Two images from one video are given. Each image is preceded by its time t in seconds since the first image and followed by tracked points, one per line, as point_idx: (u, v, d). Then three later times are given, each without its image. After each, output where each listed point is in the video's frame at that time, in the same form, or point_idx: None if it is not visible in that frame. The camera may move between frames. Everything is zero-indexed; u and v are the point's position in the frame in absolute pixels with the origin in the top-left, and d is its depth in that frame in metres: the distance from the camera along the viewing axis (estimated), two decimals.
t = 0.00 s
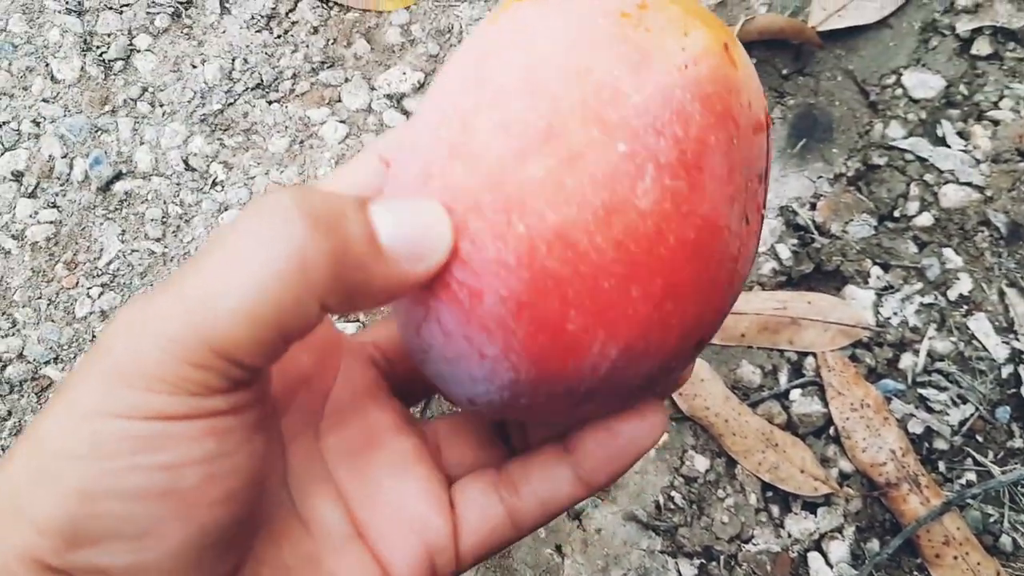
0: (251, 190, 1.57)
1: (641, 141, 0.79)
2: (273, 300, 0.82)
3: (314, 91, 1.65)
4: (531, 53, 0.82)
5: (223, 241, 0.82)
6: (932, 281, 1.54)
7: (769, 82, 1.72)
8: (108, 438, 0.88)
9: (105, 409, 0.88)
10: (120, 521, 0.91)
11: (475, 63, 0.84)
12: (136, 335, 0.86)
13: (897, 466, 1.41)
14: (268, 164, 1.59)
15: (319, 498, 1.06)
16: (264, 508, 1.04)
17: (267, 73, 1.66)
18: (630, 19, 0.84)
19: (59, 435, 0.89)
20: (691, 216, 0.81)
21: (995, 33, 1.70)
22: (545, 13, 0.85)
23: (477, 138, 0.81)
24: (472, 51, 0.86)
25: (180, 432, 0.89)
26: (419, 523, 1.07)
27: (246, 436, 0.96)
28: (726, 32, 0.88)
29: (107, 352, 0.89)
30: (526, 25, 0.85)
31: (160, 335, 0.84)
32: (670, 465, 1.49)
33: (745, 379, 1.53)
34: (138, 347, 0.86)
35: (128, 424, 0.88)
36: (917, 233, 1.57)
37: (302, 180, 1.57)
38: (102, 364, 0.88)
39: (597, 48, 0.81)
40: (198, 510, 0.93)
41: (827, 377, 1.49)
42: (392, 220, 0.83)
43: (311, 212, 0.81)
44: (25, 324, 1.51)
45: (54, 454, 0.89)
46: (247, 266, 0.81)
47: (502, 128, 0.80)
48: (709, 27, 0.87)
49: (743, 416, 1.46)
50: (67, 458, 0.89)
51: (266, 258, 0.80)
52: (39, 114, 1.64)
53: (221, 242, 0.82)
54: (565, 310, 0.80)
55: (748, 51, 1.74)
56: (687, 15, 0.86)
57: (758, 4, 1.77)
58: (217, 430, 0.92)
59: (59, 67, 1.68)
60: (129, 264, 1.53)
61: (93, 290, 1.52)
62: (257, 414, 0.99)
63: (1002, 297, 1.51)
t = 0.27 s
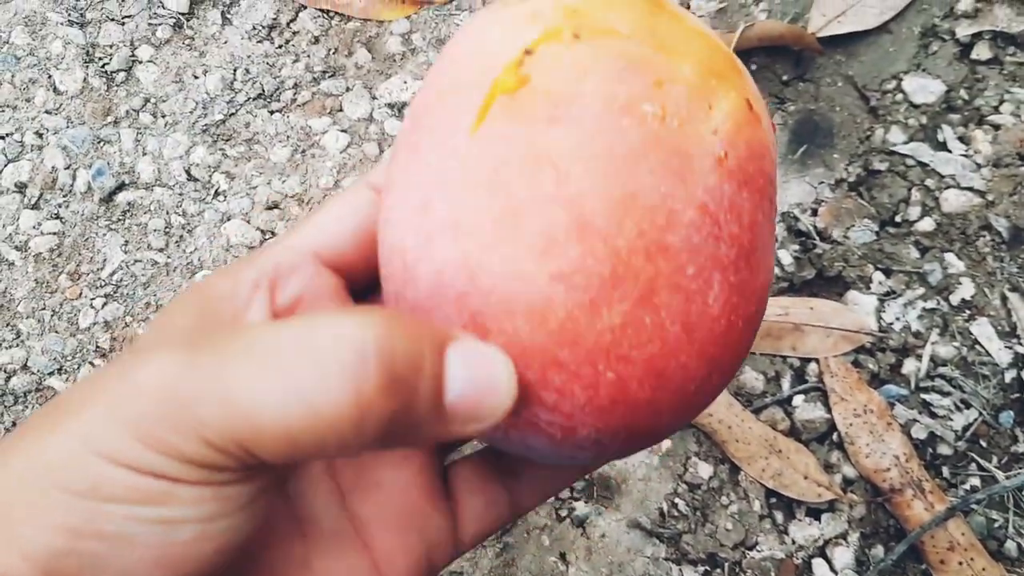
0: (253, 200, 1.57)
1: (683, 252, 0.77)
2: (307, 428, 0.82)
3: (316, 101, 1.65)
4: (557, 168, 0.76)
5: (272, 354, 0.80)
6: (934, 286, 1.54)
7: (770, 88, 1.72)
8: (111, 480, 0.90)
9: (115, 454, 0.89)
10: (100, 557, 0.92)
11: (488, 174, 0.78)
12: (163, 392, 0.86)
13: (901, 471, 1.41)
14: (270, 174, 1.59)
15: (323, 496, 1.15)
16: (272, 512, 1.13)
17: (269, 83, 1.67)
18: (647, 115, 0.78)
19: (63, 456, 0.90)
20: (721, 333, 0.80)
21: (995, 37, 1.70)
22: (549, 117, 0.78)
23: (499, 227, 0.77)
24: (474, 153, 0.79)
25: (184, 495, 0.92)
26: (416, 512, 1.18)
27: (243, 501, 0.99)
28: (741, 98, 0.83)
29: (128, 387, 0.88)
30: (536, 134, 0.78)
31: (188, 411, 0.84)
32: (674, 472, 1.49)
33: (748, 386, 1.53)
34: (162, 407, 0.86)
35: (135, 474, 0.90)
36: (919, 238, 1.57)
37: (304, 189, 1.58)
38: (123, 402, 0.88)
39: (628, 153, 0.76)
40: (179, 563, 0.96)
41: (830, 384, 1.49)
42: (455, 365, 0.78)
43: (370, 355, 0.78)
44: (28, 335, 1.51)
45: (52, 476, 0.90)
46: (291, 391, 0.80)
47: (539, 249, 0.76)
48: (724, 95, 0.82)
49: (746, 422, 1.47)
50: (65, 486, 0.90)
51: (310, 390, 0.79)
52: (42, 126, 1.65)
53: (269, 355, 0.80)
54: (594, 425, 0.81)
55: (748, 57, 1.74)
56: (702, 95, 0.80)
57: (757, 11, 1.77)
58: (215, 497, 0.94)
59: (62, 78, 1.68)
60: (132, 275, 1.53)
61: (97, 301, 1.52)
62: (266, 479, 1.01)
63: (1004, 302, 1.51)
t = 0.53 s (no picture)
0: (252, 210, 1.57)
1: (716, 362, 0.78)
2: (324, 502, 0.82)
3: (314, 109, 1.65)
4: (597, 308, 0.75)
5: (303, 421, 0.81)
6: (937, 291, 1.53)
7: (769, 94, 1.71)
8: (107, 510, 0.90)
9: (117, 487, 0.89)
10: None
11: (524, 315, 0.76)
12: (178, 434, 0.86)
13: (904, 478, 1.41)
14: (269, 183, 1.59)
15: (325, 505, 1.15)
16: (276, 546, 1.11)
17: (267, 92, 1.67)
18: (688, 244, 0.76)
19: (61, 477, 0.90)
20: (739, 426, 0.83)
21: (995, 41, 1.69)
22: (589, 256, 0.76)
23: (532, 348, 0.76)
24: (506, 282, 0.77)
25: (179, 536, 0.91)
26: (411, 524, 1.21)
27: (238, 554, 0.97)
28: (777, 209, 0.82)
29: (138, 419, 0.88)
30: (575, 275, 0.76)
31: (204, 461, 0.85)
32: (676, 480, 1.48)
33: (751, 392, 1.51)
34: (173, 447, 0.86)
35: (133, 507, 0.90)
36: (920, 243, 1.56)
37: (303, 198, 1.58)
38: (132, 433, 0.88)
39: (671, 291, 0.76)
40: None
41: (832, 390, 1.48)
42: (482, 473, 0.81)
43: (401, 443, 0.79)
44: (29, 347, 1.51)
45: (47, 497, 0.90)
46: (314, 463, 0.80)
47: (577, 381, 0.76)
48: (761, 212, 0.81)
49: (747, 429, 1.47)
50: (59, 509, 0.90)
51: (336, 465, 0.80)
52: (41, 136, 1.65)
53: (299, 422, 0.81)
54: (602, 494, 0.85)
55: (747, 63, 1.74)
56: (740, 216, 0.79)
57: (756, 17, 1.77)
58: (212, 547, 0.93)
59: (60, 89, 1.68)
60: (132, 285, 1.53)
61: (97, 311, 1.52)
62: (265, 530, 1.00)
63: (1006, 306, 1.51)
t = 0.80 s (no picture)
0: (244, 219, 1.57)
1: (711, 444, 0.84)
2: (295, 536, 0.89)
3: (308, 117, 1.65)
4: (589, 407, 0.79)
5: (286, 460, 0.88)
6: (939, 297, 1.51)
7: (768, 98, 1.68)
8: (77, 531, 0.93)
9: (89, 508, 0.93)
10: None
11: (516, 410, 0.80)
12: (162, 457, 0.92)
13: (907, 487, 1.38)
14: (261, 193, 1.59)
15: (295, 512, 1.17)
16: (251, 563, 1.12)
17: (260, 100, 1.66)
18: (682, 345, 0.80)
19: (34, 494, 0.93)
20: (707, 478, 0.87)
21: (996, 42, 1.67)
22: (580, 361, 0.79)
23: (525, 434, 0.81)
24: (503, 383, 0.80)
25: (147, 561, 0.95)
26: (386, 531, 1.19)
27: None
28: (779, 294, 0.84)
29: (121, 439, 0.93)
30: (569, 380, 0.79)
31: (184, 486, 0.91)
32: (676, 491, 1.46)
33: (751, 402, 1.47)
34: (150, 472, 0.92)
35: (105, 529, 0.93)
36: (923, 248, 1.54)
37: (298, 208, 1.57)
38: (115, 452, 0.93)
39: (666, 389, 0.80)
40: None
41: (835, 398, 1.45)
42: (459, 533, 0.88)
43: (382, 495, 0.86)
44: (19, 360, 1.49)
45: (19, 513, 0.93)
46: (295, 501, 0.87)
47: (567, 469, 0.81)
48: (761, 299, 0.83)
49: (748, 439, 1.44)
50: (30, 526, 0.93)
51: (314, 505, 0.87)
52: (31, 146, 1.63)
53: (283, 461, 0.88)
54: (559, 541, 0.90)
55: (746, 67, 1.69)
56: (739, 313, 0.82)
57: (755, 19, 1.73)
58: None
59: (50, 98, 1.66)
60: (123, 297, 1.51)
61: (87, 323, 1.50)
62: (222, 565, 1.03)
63: (1010, 312, 1.49)
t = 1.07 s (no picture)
0: (243, 229, 1.57)
1: (695, 530, 0.89)
2: (301, 570, 0.93)
3: (306, 125, 1.65)
4: (574, 516, 0.85)
5: (299, 497, 0.93)
6: (940, 301, 1.51)
7: (767, 103, 1.67)
8: (80, 555, 0.93)
9: (95, 527, 0.93)
10: None
11: (503, 507, 0.87)
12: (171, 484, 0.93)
13: (909, 492, 1.38)
14: (260, 203, 1.59)
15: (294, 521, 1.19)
16: None
17: (258, 109, 1.66)
18: (669, 476, 0.84)
19: (39, 516, 0.93)
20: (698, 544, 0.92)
21: (995, 45, 1.66)
22: (568, 484, 0.84)
23: (513, 524, 0.87)
24: (492, 487, 0.86)
25: None
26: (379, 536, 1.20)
27: None
28: (773, 424, 0.88)
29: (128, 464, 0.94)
30: (555, 495, 0.84)
31: (192, 515, 0.93)
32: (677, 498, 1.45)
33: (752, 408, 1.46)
34: (161, 496, 0.93)
35: (107, 554, 0.94)
36: (923, 252, 1.54)
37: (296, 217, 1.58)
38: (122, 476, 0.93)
39: (650, 508, 0.85)
40: None
41: (835, 403, 1.44)
42: None
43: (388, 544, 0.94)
44: (19, 370, 1.49)
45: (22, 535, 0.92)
46: (302, 539, 0.92)
47: (554, 550, 0.88)
48: (754, 429, 0.87)
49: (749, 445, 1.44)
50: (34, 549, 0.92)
51: (324, 545, 0.93)
52: (30, 157, 1.63)
53: (295, 498, 0.93)
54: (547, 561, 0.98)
55: (745, 73, 1.68)
56: (731, 445, 0.85)
57: (754, 23, 1.73)
58: None
59: (49, 109, 1.66)
60: (123, 308, 1.52)
61: (87, 334, 1.50)
62: None
63: (1011, 316, 1.48)
